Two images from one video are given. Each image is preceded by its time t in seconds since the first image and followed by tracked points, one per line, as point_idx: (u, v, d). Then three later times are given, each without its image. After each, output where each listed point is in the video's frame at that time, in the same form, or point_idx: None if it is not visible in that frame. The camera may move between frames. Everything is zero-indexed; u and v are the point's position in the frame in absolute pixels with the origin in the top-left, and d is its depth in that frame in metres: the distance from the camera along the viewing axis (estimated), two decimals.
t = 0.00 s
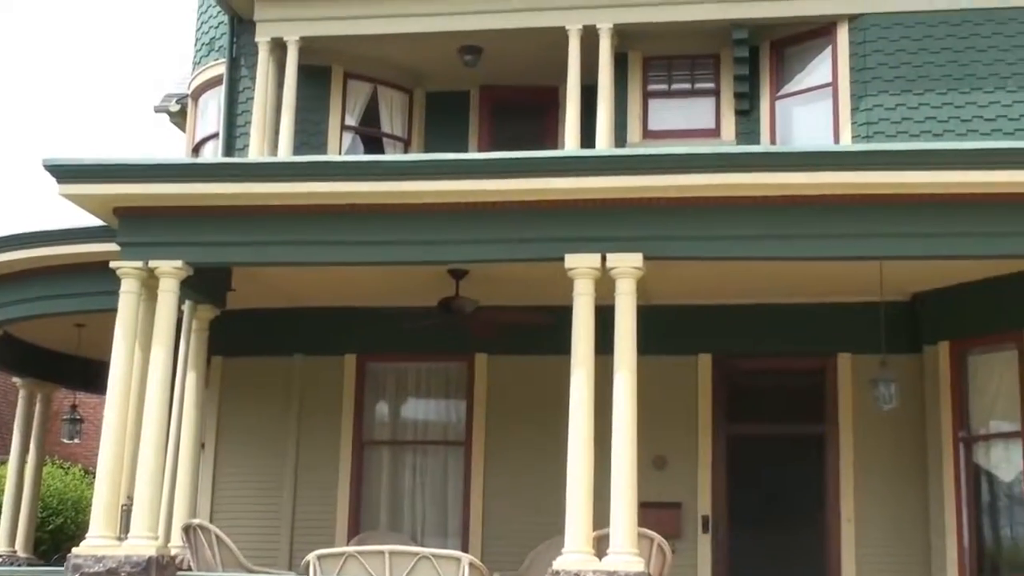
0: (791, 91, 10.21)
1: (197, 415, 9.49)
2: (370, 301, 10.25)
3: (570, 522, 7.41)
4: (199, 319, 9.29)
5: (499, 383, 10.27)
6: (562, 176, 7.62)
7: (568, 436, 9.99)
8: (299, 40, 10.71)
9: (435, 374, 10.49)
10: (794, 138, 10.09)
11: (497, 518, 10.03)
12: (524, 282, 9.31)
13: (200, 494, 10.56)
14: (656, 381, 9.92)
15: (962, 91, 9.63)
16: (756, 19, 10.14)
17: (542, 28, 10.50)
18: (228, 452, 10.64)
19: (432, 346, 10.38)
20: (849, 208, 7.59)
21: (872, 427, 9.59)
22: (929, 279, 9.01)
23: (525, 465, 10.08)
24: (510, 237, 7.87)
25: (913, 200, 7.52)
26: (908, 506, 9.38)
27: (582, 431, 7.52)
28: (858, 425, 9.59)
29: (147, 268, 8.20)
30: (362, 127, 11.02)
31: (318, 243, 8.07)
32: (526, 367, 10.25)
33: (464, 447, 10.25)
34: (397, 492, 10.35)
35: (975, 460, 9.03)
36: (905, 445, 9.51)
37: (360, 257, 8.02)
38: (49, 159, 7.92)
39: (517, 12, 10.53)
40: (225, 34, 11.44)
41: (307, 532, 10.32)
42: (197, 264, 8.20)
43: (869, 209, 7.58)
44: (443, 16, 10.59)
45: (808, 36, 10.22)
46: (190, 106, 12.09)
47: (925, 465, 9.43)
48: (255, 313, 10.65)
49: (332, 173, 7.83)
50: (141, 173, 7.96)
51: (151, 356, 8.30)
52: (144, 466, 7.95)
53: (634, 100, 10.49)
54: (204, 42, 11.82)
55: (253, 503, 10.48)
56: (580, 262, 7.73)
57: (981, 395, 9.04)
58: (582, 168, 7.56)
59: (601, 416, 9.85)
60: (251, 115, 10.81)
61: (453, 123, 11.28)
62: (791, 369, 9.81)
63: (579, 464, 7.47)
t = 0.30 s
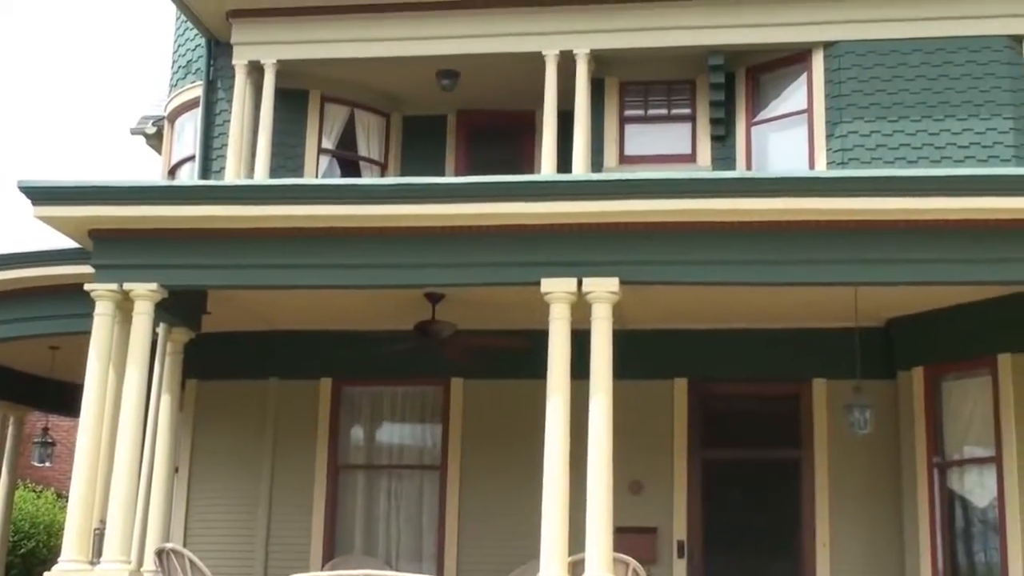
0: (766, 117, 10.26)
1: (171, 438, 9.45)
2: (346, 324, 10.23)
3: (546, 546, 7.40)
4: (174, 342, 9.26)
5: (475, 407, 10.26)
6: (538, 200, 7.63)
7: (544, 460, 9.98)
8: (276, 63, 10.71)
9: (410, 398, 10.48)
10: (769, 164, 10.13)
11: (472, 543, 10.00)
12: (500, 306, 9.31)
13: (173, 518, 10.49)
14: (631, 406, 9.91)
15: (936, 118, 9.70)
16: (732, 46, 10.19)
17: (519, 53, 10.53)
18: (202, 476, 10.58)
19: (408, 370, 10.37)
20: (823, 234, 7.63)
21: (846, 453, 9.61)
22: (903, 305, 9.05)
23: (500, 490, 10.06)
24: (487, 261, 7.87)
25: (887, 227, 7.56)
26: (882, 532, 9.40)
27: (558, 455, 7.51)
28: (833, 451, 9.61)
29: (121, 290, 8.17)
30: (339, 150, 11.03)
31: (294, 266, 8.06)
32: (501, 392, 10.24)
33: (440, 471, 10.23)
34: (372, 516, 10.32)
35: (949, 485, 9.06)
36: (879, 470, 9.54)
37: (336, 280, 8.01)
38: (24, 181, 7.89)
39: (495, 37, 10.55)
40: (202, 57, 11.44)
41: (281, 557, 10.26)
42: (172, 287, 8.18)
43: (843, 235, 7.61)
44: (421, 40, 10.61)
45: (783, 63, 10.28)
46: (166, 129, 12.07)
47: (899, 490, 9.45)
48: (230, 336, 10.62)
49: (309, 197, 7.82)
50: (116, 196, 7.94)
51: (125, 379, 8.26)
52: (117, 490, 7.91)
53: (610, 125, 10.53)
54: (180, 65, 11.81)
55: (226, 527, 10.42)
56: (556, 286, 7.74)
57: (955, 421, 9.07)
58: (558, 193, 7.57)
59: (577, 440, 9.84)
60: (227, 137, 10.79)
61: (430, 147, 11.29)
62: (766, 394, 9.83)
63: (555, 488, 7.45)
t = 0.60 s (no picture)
0: (745, 143, 10.30)
1: (147, 463, 9.40)
2: (325, 348, 10.21)
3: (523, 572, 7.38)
4: (151, 366, 9.22)
5: (453, 432, 10.23)
6: (518, 225, 7.63)
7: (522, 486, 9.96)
8: (256, 87, 10.71)
9: (389, 423, 10.46)
10: (748, 190, 10.17)
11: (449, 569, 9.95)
12: (478, 331, 9.31)
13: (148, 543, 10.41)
14: (609, 431, 9.90)
15: (913, 145, 9.75)
16: (711, 72, 10.23)
17: (499, 78, 10.55)
18: (178, 500, 10.52)
19: (386, 395, 10.35)
20: (802, 260, 7.65)
21: (824, 479, 9.62)
22: (880, 331, 9.07)
23: (478, 515, 10.02)
24: (466, 286, 7.87)
25: (866, 253, 7.58)
26: (861, 558, 9.40)
27: (536, 481, 7.50)
28: (811, 476, 9.62)
29: (99, 313, 8.13)
30: (319, 174, 11.01)
31: (272, 290, 8.04)
32: (479, 417, 10.23)
33: (417, 496, 10.21)
34: (350, 541, 10.28)
35: (926, 511, 9.07)
36: (857, 495, 9.54)
37: (315, 304, 8.00)
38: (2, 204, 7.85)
39: (475, 62, 10.57)
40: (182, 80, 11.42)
41: None
42: (150, 310, 8.15)
43: (822, 261, 7.64)
44: (401, 64, 10.62)
45: (762, 90, 10.33)
46: (145, 152, 12.05)
47: (878, 516, 9.46)
48: (207, 360, 10.58)
49: (288, 220, 7.80)
50: (95, 219, 7.91)
51: (101, 403, 8.21)
52: (93, 514, 7.87)
53: (589, 150, 10.55)
54: (160, 88, 11.80)
55: (202, 552, 10.35)
56: (535, 311, 7.75)
57: (932, 447, 9.09)
58: (538, 218, 7.58)
59: (555, 465, 9.82)
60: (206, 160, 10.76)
61: (408, 172, 11.31)
62: (744, 420, 9.85)
63: (534, 513, 7.44)
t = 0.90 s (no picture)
0: (727, 171, 10.33)
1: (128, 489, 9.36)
2: (306, 374, 10.19)
3: None
4: (132, 391, 9.19)
5: (435, 458, 10.21)
6: (501, 251, 7.64)
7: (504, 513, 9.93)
8: (240, 113, 10.71)
9: (371, 450, 10.44)
10: (730, 217, 10.18)
11: None
12: (461, 357, 9.29)
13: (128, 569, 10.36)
14: (591, 459, 9.89)
15: (894, 173, 9.80)
16: (694, 100, 10.27)
17: (483, 105, 10.57)
18: (158, 527, 10.47)
19: (368, 421, 10.33)
20: (785, 287, 7.67)
21: (806, 506, 9.63)
22: (862, 359, 9.09)
23: (460, 542, 9.99)
24: (448, 312, 7.87)
25: (849, 280, 7.61)
26: None
27: (519, 508, 7.48)
28: (793, 504, 9.62)
29: (80, 339, 8.10)
30: (302, 200, 11.01)
31: (255, 316, 8.02)
32: (462, 443, 10.20)
33: (399, 523, 10.18)
34: (331, 568, 10.25)
35: (908, 539, 9.08)
36: (839, 523, 9.55)
37: (297, 330, 7.98)
38: None
39: (459, 88, 10.59)
40: (165, 106, 11.42)
41: None
42: (132, 336, 8.12)
43: (804, 289, 7.65)
44: (385, 91, 10.64)
45: (745, 118, 10.37)
46: (128, 177, 12.04)
47: (860, 544, 9.46)
48: (189, 385, 10.55)
49: (271, 246, 7.79)
50: (77, 244, 7.89)
51: (82, 428, 8.17)
52: (71, 540, 7.82)
53: (573, 177, 10.57)
54: (144, 113, 11.79)
55: None
56: (517, 337, 7.74)
57: (913, 474, 9.10)
58: (521, 244, 7.58)
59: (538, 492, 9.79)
60: (189, 186, 10.74)
61: (392, 199, 11.31)
62: (726, 447, 9.85)
63: (516, 541, 7.42)
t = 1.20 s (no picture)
0: (713, 202, 10.33)
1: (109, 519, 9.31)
2: (290, 403, 10.16)
3: None
4: (116, 420, 9.15)
5: (419, 488, 10.17)
6: (486, 281, 7.64)
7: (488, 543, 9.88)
8: (226, 141, 10.71)
9: (355, 479, 10.40)
10: (715, 248, 10.20)
11: None
12: (445, 386, 9.28)
13: None
14: (576, 489, 9.87)
15: (878, 205, 9.84)
16: (679, 131, 10.31)
17: (469, 135, 10.59)
18: (140, 557, 10.40)
19: (352, 450, 10.30)
20: (769, 317, 7.68)
21: (790, 537, 9.63)
22: (847, 389, 9.10)
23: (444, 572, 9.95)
24: (433, 341, 7.86)
25: (833, 310, 7.62)
26: None
27: (504, 538, 7.46)
28: (777, 534, 9.62)
29: (64, 367, 8.06)
30: (287, 229, 11.02)
31: (240, 344, 8.00)
32: (446, 473, 10.17)
33: (383, 553, 10.16)
34: None
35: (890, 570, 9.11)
36: (822, 554, 9.55)
37: (282, 359, 7.97)
38: None
39: (445, 118, 10.61)
40: (151, 134, 11.41)
41: None
42: (115, 364, 8.08)
43: (788, 319, 7.67)
44: (371, 120, 10.66)
45: (730, 149, 10.40)
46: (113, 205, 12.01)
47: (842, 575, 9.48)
48: (172, 414, 10.51)
49: (256, 274, 7.78)
50: (62, 271, 7.87)
51: (64, 456, 8.13)
52: (51, 569, 7.77)
53: (559, 207, 10.57)
54: (130, 141, 11.79)
55: None
56: (502, 367, 7.73)
57: (898, 505, 9.10)
58: (506, 274, 7.58)
59: (522, 522, 9.75)
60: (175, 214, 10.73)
61: (377, 227, 11.31)
62: (710, 477, 9.84)
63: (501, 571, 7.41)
